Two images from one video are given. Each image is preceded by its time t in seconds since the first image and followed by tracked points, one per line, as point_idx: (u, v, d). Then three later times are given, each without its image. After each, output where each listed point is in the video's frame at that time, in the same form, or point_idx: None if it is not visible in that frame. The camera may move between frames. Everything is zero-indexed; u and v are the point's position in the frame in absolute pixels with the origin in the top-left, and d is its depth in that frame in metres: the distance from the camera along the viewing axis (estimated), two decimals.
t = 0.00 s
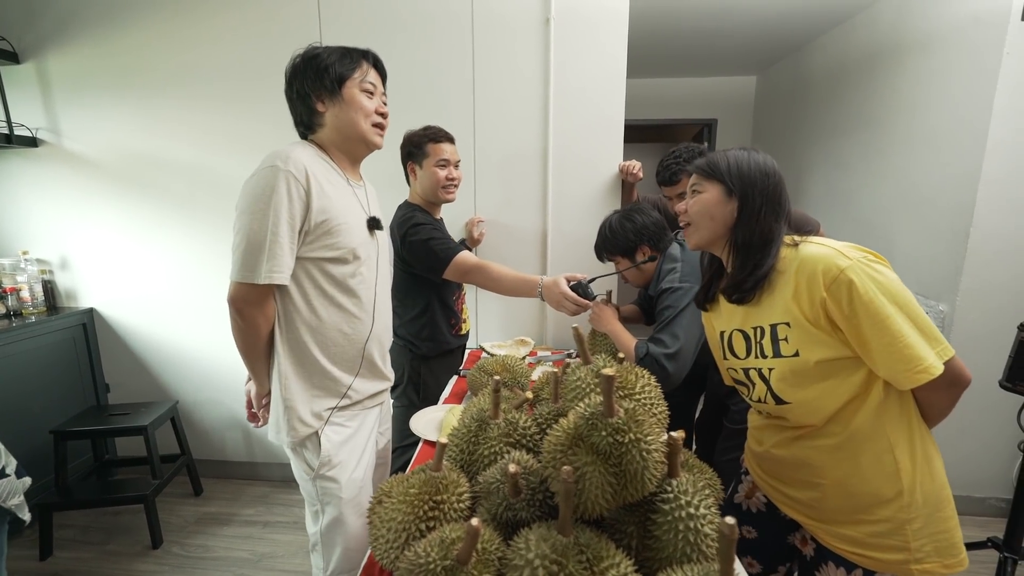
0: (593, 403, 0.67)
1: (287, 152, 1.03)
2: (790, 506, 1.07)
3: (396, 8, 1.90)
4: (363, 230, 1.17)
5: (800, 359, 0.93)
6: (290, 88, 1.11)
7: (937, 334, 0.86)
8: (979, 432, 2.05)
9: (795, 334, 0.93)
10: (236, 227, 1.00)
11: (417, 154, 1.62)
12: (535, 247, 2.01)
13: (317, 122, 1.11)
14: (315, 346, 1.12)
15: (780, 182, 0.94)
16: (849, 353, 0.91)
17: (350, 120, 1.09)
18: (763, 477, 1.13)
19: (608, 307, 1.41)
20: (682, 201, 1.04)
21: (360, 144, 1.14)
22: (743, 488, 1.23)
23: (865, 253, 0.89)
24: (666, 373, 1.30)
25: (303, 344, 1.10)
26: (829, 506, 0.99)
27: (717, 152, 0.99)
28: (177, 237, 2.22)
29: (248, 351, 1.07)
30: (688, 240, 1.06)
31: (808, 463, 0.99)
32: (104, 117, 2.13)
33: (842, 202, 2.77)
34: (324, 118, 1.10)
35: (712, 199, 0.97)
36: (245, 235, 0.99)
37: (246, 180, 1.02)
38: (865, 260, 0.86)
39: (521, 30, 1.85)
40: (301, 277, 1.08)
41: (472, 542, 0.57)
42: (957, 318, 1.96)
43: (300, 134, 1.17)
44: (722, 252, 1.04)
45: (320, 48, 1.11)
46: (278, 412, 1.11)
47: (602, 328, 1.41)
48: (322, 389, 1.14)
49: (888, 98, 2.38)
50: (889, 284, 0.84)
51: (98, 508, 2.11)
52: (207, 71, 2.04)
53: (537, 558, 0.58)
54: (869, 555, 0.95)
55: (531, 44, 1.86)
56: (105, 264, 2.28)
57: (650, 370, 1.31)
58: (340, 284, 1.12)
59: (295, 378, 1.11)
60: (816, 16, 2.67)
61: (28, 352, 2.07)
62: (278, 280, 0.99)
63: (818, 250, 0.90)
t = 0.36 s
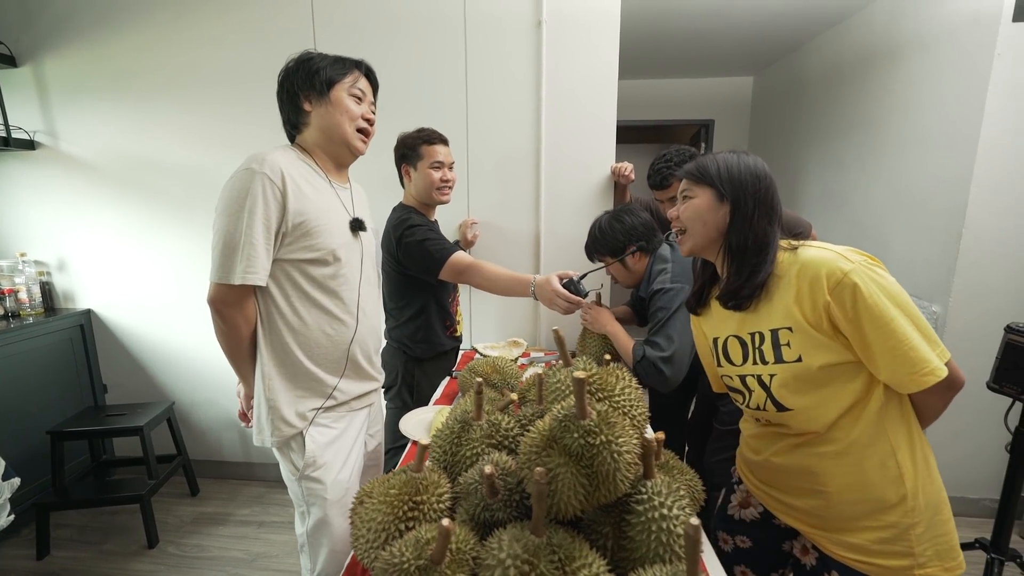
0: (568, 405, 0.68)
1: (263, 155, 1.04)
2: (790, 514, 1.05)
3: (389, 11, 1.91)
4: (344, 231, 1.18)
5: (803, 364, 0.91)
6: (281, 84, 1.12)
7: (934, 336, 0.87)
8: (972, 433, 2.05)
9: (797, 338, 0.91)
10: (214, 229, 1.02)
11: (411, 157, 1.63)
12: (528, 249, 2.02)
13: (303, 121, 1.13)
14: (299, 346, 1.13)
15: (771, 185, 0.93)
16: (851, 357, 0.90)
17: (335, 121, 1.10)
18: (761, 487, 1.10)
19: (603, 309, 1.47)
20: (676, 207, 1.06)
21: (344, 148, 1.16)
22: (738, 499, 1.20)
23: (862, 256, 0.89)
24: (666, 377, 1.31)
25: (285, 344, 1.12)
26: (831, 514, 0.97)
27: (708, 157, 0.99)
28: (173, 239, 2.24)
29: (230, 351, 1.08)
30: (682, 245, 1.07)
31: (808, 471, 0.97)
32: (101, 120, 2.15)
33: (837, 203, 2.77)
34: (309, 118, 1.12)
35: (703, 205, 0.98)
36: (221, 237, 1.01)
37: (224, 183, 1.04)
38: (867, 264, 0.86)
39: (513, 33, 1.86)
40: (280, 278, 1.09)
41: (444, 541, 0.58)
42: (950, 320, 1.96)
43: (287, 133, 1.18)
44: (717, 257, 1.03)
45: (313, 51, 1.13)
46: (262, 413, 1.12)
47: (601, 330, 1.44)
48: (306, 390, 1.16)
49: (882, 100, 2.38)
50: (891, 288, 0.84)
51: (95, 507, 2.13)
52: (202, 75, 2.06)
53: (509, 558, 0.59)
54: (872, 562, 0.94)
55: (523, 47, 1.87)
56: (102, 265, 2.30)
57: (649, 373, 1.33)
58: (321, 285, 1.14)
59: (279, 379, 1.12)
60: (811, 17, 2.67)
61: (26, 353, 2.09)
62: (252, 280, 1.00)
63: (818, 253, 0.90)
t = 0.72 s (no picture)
0: (549, 394, 0.71)
1: (261, 154, 1.07)
2: (782, 502, 1.06)
3: (388, 13, 1.94)
4: (340, 229, 1.21)
5: (804, 354, 0.93)
6: (278, 87, 1.15)
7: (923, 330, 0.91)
8: (968, 431, 2.05)
9: (799, 329, 0.93)
10: (213, 225, 1.05)
11: (411, 156, 1.65)
12: (525, 247, 2.04)
13: (299, 122, 1.16)
14: (295, 340, 1.16)
15: (773, 174, 0.94)
16: (847, 348, 0.92)
17: (329, 121, 1.13)
18: (753, 477, 1.11)
19: (601, 309, 1.50)
20: (675, 196, 1.03)
21: (341, 145, 1.18)
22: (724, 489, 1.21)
23: (862, 249, 0.91)
24: (672, 371, 1.33)
25: (282, 337, 1.15)
26: (822, 500, 0.98)
27: (710, 145, 0.98)
28: (177, 238, 2.27)
29: (230, 345, 1.12)
30: (681, 236, 1.04)
31: (803, 459, 0.99)
32: (106, 121, 2.19)
33: (836, 201, 2.77)
34: (304, 117, 1.15)
35: (709, 193, 0.96)
36: (219, 233, 1.04)
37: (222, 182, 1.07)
38: (869, 258, 0.89)
39: (510, 33, 1.89)
40: (277, 274, 1.12)
41: (428, 522, 0.61)
42: (945, 317, 1.96)
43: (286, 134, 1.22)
44: (716, 245, 1.03)
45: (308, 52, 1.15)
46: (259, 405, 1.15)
47: (603, 329, 1.47)
48: (303, 382, 1.18)
49: (880, 98, 2.39)
50: (890, 282, 0.87)
51: (100, 501, 2.16)
52: (204, 76, 2.09)
53: (491, 540, 0.61)
54: (860, 546, 0.95)
55: (520, 47, 1.89)
56: (106, 264, 2.34)
57: (655, 370, 1.34)
58: (317, 280, 1.16)
59: (276, 372, 1.15)
60: (809, 16, 2.68)
61: (33, 349, 2.13)
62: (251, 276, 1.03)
63: (819, 246, 0.92)
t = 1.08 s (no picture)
0: (540, 397, 0.72)
1: (265, 159, 1.10)
2: (750, 477, 1.10)
3: (390, 18, 1.96)
4: (342, 232, 1.23)
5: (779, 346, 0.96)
6: (280, 96, 1.17)
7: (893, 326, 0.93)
8: (969, 434, 2.04)
9: (777, 322, 0.95)
10: (219, 231, 1.07)
11: (410, 159, 1.67)
12: (525, 249, 2.05)
13: (301, 129, 1.18)
14: (301, 342, 1.18)
15: (757, 168, 0.94)
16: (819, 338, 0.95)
17: (330, 128, 1.15)
18: (725, 455, 1.15)
19: (602, 312, 1.52)
20: (662, 193, 1.02)
21: (342, 151, 1.21)
22: (706, 469, 1.25)
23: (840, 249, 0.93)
24: (671, 374, 1.32)
25: (287, 340, 1.17)
26: (788, 477, 1.02)
27: (696, 142, 0.98)
28: (182, 240, 2.31)
29: (236, 347, 1.14)
30: (670, 233, 1.04)
31: (773, 441, 1.02)
32: (113, 124, 2.22)
33: (838, 203, 2.77)
34: (305, 125, 1.17)
35: (697, 190, 0.95)
36: (226, 238, 1.06)
37: (228, 188, 1.09)
38: (848, 259, 0.90)
39: (510, 37, 1.91)
40: (282, 277, 1.15)
41: (419, 521, 0.63)
42: (945, 320, 1.96)
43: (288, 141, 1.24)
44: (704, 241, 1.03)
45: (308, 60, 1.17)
46: (263, 406, 1.17)
47: (601, 334, 1.48)
48: (308, 382, 1.21)
49: (882, 99, 2.38)
50: (865, 282, 0.89)
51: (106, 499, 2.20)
52: (209, 81, 2.12)
53: (480, 539, 0.62)
54: (821, 518, 0.99)
55: (521, 51, 1.91)
56: (113, 265, 2.37)
57: (657, 373, 1.35)
58: (320, 283, 1.18)
59: (281, 373, 1.17)
60: (811, 18, 2.68)
61: (41, 349, 2.17)
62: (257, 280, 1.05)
63: (800, 244, 0.93)
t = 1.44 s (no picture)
0: (534, 399, 0.72)
1: (264, 159, 1.10)
2: (747, 475, 1.09)
3: (391, 18, 1.96)
4: (342, 232, 1.23)
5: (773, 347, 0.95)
6: (279, 96, 1.17)
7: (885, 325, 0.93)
8: (974, 436, 2.02)
9: (770, 323, 0.94)
10: (219, 230, 1.07)
11: (410, 158, 1.67)
12: (527, 249, 2.05)
13: (300, 129, 1.18)
14: (302, 342, 1.18)
15: (747, 172, 0.93)
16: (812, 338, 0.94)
17: (329, 128, 1.15)
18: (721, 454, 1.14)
19: (602, 313, 1.51)
20: (654, 198, 1.01)
21: (341, 151, 1.21)
22: (708, 470, 1.23)
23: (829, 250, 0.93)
24: (673, 374, 1.31)
25: (288, 340, 1.17)
26: (784, 474, 1.02)
27: (686, 145, 0.96)
28: (186, 240, 2.32)
29: (236, 347, 1.14)
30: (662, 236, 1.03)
31: (769, 439, 1.02)
32: (116, 124, 2.24)
33: (842, 203, 2.75)
34: (304, 125, 1.17)
35: (689, 195, 0.94)
36: (225, 238, 1.07)
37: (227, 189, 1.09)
38: (837, 260, 0.90)
39: (512, 37, 1.90)
40: (282, 277, 1.15)
41: (413, 523, 0.62)
42: (951, 321, 1.94)
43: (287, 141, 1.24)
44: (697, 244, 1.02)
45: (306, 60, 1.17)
46: (263, 406, 1.17)
47: (602, 335, 1.47)
48: (308, 382, 1.21)
49: (888, 99, 2.36)
50: (855, 282, 0.89)
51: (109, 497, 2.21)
52: (212, 81, 2.13)
53: (474, 540, 0.62)
54: (819, 515, 0.99)
55: (522, 50, 1.90)
56: (117, 264, 2.39)
57: (659, 373, 1.33)
58: (320, 283, 1.18)
59: (281, 373, 1.17)
60: (816, 16, 2.66)
61: (45, 349, 2.18)
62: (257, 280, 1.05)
63: (789, 246, 0.92)
